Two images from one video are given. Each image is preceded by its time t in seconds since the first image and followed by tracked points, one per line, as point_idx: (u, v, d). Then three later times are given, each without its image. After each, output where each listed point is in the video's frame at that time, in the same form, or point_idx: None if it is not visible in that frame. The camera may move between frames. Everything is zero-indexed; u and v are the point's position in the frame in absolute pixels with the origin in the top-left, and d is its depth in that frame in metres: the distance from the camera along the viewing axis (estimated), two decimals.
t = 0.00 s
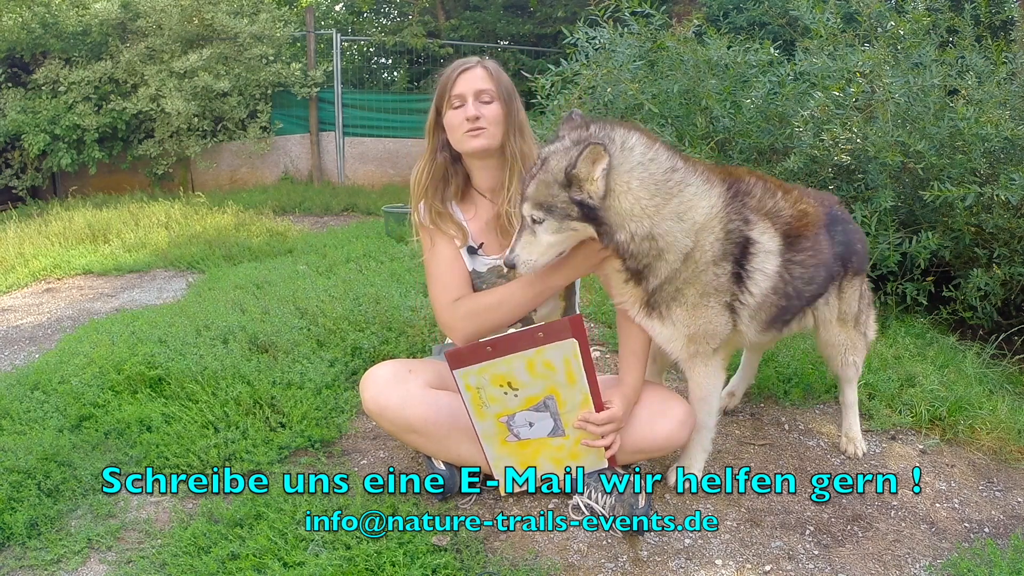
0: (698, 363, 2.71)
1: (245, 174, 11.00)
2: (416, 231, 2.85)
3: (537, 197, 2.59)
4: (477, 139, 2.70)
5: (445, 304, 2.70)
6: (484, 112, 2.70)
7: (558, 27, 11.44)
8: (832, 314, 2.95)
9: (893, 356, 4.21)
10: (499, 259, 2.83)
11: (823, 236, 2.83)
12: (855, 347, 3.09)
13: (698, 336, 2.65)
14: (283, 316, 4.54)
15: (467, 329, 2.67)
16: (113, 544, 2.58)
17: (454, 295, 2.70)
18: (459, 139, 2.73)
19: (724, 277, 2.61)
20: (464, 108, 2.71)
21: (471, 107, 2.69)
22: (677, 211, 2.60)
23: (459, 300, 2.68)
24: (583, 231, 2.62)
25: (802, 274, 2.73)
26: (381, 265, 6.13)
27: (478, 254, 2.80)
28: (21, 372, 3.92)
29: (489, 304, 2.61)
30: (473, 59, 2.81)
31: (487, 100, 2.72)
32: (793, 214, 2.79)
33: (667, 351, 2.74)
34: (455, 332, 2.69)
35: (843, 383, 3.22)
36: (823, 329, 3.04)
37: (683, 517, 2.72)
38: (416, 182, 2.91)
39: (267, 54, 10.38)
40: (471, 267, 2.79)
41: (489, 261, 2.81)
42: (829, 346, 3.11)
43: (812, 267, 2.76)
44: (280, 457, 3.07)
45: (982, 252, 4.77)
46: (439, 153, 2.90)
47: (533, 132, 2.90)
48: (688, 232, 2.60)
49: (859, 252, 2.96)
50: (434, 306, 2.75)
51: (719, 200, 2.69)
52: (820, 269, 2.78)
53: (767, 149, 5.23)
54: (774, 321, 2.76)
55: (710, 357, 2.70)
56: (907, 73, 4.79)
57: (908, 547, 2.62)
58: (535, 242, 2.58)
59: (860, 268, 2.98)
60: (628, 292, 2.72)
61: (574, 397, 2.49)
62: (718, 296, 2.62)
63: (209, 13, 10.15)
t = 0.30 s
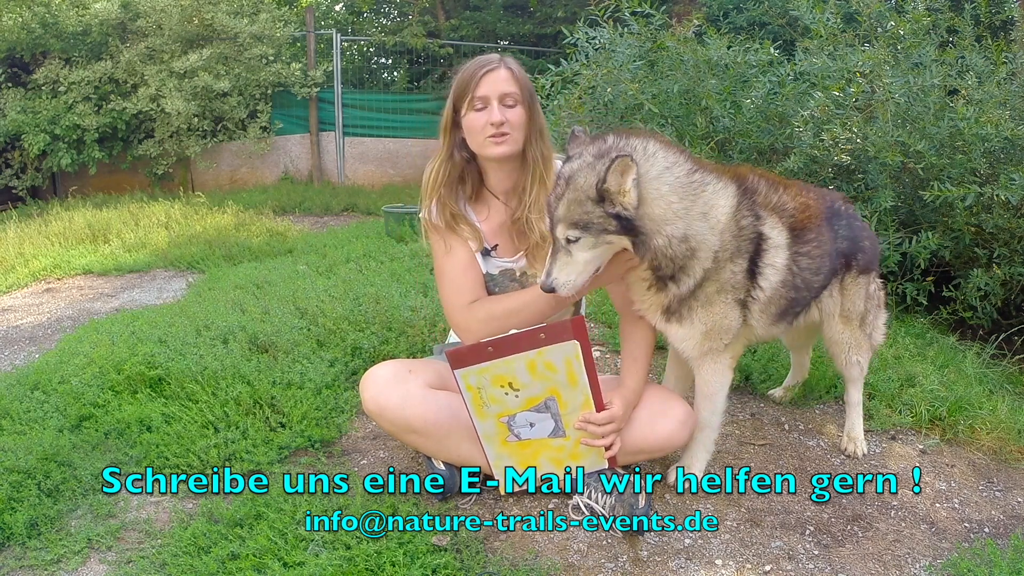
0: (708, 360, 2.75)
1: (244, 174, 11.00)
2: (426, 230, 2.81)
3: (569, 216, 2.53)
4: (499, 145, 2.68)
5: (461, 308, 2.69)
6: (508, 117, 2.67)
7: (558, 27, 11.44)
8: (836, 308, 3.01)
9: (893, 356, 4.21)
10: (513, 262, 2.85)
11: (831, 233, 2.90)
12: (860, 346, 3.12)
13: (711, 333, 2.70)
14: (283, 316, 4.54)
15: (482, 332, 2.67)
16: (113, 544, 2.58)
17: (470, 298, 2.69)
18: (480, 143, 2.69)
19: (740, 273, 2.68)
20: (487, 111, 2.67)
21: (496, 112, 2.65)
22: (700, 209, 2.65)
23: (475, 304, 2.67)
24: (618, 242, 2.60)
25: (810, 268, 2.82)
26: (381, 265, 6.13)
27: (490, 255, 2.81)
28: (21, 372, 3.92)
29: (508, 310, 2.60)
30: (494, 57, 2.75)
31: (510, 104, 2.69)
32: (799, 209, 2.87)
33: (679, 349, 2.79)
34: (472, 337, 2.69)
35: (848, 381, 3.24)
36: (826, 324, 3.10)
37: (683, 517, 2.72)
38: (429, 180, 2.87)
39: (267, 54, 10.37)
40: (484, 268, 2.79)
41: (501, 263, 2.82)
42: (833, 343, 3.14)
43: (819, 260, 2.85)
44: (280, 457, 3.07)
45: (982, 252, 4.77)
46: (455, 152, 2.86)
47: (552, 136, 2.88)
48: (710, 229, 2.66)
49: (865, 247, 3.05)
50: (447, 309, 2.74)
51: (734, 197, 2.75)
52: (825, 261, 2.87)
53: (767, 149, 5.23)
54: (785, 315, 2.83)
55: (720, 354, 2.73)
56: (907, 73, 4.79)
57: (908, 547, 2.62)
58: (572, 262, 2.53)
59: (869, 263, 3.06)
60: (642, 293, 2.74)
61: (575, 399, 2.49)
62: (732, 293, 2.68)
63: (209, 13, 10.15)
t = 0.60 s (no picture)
0: (703, 356, 2.76)
1: (244, 174, 11.00)
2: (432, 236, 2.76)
3: (575, 186, 2.55)
4: (511, 157, 2.64)
5: (467, 315, 2.66)
6: (521, 128, 2.63)
7: (558, 27, 11.44)
8: (828, 303, 3.04)
9: (893, 356, 4.21)
10: (515, 267, 2.83)
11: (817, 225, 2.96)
12: (858, 342, 3.12)
13: (705, 326, 2.73)
14: (283, 316, 4.54)
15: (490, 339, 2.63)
16: (113, 544, 2.58)
17: (475, 304, 2.67)
18: (491, 152, 2.64)
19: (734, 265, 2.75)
20: (500, 120, 2.61)
21: (510, 123, 2.60)
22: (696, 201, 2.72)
23: (481, 310, 2.64)
24: (617, 224, 2.59)
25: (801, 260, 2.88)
26: (381, 265, 6.13)
27: (495, 260, 2.81)
28: (21, 372, 3.92)
29: (514, 313, 2.57)
30: (505, 60, 2.65)
31: (523, 112, 2.65)
32: (781, 203, 2.95)
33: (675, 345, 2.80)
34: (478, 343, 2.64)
35: (849, 379, 3.24)
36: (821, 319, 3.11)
37: (683, 516, 2.72)
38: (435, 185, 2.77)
39: (267, 54, 10.37)
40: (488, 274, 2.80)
41: (505, 268, 2.82)
42: (830, 339, 3.14)
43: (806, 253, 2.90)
44: (280, 457, 3.07)
45: (982, 252, 4.77)
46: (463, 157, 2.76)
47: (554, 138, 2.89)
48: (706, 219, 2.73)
49: (858, 241, 3.04)
50: (452, 316, 2.70)
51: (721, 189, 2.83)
52: (812, 253, 2.92)
53: (767, 149, 5.23)
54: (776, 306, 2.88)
55: (715, 348, 2.75)
56: (907, 73, 4.78)
57: (908, 547, 2.62)
58: (564, 231, 2.53)
59: (865, 258, 3.05)
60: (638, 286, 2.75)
61: (575, 399, 2.49)
62: (727, 285, 2.74)
63: (209, 13, 10.15)
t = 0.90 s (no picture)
0: (710, 354, 2.74)
1: (244, 174, 11.00)
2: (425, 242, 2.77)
3: (572, 148, 2.61)
4: (498, 152, 2.68)
5: (465, 318, 2.65)
6: (506, 123, 2.67)
7: (558, 27, 11.43)
8: (823, 305, 3.05)
9: (893, 356, 4.21)
10: (510, 267, 2.85)
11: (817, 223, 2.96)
12: (855, 343, 3.12)
13: (712, 323, 2.69)
14: (283, 316, 4.54)
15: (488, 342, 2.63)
16: (113, 544, 2.58)
17: (472, 309, 2.66)
18: (478, 149, 2.68)
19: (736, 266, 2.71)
20: (485, 117, 2.65)
21: (494, 118, 2.64)
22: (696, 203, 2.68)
23: (479, 314, 2.64)
24: (592, 201, 2.61)
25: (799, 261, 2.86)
26: (381, 265, 6.13)
27: (489, 261, 2.84)
28: (21, 372, 3.92)
29: (514, 313, 2.56)
30: (484, 59, 2.71)
31: (506, 108, 2.70)
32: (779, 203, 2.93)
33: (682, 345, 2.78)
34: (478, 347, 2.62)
35: (849, 380, 3.23)
36: (818, 320, 3.11)
37: (683, 517, 2.72)
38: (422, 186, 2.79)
39: (267, 54, 10.37)
40: (483, 275, 2.83)
41: (499, 269, 2.84)
42: (828, 341, 3.15)
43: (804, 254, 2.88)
44: (280, 457, 3.07)
45: (982, 252, 4.77)
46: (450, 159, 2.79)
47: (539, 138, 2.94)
48: (705, 219, 2.69)
49: (855, 243, 3.03)
50: (450, 319, 2.70)
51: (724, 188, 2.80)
52: (809, 256, 2.90)
53: (767, 149, 5.22)
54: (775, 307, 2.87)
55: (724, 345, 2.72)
56: (907, 73, 4.78)
57: (908, 547, 2.62)
58: (542, 180, 2.59)
59: (861, 259, 3.03)
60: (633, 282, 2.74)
61: (575, 398, 2.49)
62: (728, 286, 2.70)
63: (209, 13, 10.16)
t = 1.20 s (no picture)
0: (711, 363, 2.66)
1: (245, 174, 11.00)
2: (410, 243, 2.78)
3: (554, 128, 2.63)
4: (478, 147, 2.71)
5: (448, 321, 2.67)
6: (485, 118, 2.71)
7: (558, 27, 11.44)
8: (825, 310, 3.03)
9: (893, 356, 4.21)
10: (497, 267, 2.84)
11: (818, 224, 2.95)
12: (854, 346, 3.12)
13: (708, 334, 2.61)
14: (283, 317, 4.54)
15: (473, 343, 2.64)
16: (114, 544, 2.58)
17: (454, 312, 2.67)
18: (458, 146, 2.71)
19: (733, 270, 2.61)
20: (463, 114, 2.70)
21: (472, 113, 2.69)
22: (673, 203, 2.60)
23: (460, 316, 2.64)
24: (548, 181, 2.65)
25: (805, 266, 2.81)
26: (381, 265, 6.13)
27: (474, 261, 2.82)
28: (21, 372, 3.92)
29: (492, 312, 2.57)
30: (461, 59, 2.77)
31: (484, 103, 2.74)
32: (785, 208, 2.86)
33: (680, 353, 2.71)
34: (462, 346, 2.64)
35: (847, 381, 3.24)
36: (819, 326, 3.10)
37: (683, 517, 2.73)
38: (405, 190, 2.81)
39: (267, 54, 10.37)
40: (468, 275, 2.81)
41: (485, 269, 2.83)
42: (827, 345, 3.15)
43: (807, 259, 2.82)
44: (280, 457, 3.07)
45: (982, 252, 4.77)
46: (431, 160, 2.82)
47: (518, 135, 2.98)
48: (689, 226, 2.59)
49: (852, 245, 3.03)
50: (437, 320, 2.72)
51: (724, 192, 2.72)
52: (813, 261, 2.85)
53: (767, 149, 5.22)
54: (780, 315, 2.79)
55: (725, 356, 2.65)
56: (907, 73, 4.78)
57: (908, 547, 2.62)
58: (516, 139, 2.58)
59: (858, 261, 3.04)
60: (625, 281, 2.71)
61: (573, 397, 2.50)
62: (728, 291, 2.60)
63: (209, 13, 10.16)
